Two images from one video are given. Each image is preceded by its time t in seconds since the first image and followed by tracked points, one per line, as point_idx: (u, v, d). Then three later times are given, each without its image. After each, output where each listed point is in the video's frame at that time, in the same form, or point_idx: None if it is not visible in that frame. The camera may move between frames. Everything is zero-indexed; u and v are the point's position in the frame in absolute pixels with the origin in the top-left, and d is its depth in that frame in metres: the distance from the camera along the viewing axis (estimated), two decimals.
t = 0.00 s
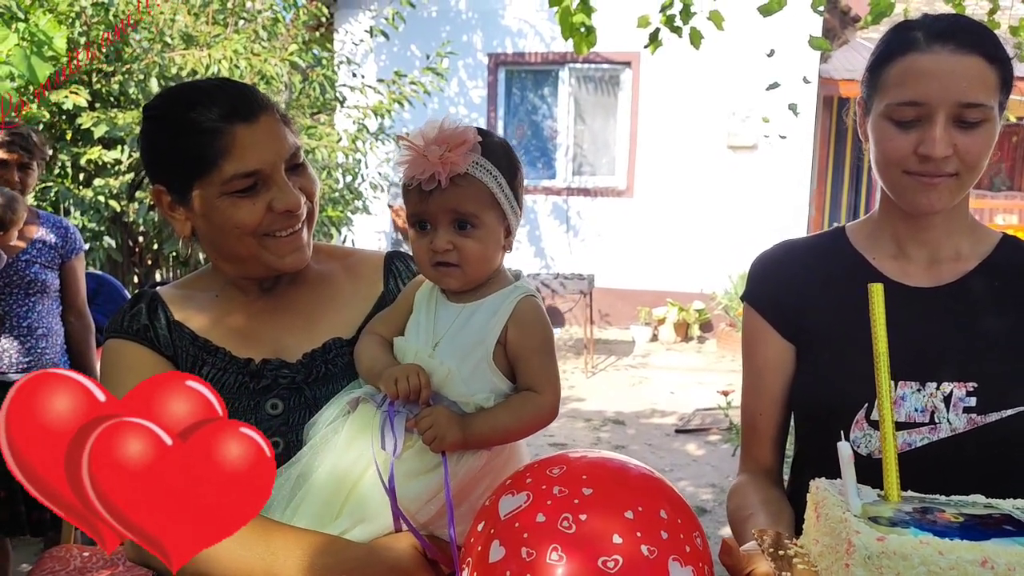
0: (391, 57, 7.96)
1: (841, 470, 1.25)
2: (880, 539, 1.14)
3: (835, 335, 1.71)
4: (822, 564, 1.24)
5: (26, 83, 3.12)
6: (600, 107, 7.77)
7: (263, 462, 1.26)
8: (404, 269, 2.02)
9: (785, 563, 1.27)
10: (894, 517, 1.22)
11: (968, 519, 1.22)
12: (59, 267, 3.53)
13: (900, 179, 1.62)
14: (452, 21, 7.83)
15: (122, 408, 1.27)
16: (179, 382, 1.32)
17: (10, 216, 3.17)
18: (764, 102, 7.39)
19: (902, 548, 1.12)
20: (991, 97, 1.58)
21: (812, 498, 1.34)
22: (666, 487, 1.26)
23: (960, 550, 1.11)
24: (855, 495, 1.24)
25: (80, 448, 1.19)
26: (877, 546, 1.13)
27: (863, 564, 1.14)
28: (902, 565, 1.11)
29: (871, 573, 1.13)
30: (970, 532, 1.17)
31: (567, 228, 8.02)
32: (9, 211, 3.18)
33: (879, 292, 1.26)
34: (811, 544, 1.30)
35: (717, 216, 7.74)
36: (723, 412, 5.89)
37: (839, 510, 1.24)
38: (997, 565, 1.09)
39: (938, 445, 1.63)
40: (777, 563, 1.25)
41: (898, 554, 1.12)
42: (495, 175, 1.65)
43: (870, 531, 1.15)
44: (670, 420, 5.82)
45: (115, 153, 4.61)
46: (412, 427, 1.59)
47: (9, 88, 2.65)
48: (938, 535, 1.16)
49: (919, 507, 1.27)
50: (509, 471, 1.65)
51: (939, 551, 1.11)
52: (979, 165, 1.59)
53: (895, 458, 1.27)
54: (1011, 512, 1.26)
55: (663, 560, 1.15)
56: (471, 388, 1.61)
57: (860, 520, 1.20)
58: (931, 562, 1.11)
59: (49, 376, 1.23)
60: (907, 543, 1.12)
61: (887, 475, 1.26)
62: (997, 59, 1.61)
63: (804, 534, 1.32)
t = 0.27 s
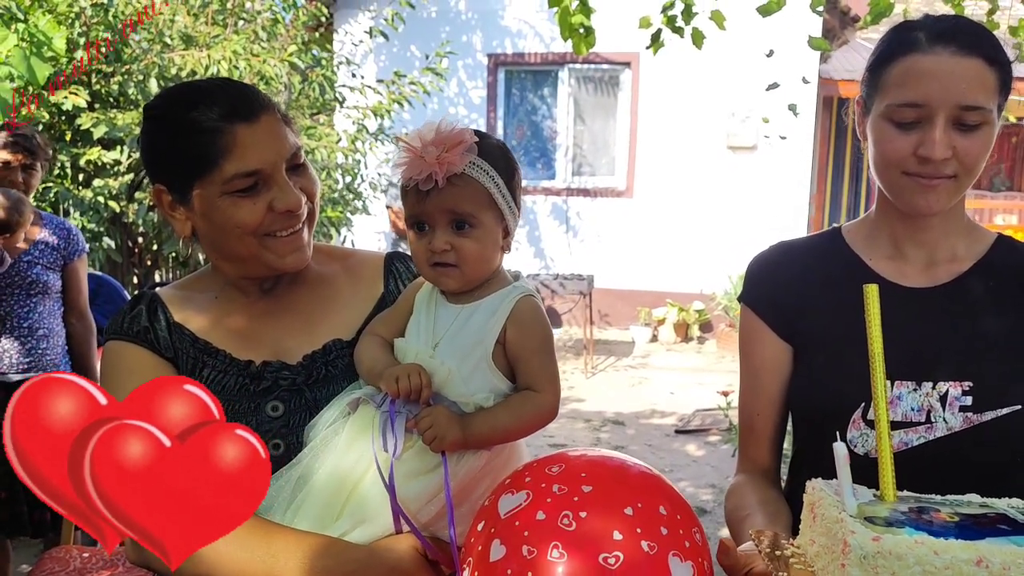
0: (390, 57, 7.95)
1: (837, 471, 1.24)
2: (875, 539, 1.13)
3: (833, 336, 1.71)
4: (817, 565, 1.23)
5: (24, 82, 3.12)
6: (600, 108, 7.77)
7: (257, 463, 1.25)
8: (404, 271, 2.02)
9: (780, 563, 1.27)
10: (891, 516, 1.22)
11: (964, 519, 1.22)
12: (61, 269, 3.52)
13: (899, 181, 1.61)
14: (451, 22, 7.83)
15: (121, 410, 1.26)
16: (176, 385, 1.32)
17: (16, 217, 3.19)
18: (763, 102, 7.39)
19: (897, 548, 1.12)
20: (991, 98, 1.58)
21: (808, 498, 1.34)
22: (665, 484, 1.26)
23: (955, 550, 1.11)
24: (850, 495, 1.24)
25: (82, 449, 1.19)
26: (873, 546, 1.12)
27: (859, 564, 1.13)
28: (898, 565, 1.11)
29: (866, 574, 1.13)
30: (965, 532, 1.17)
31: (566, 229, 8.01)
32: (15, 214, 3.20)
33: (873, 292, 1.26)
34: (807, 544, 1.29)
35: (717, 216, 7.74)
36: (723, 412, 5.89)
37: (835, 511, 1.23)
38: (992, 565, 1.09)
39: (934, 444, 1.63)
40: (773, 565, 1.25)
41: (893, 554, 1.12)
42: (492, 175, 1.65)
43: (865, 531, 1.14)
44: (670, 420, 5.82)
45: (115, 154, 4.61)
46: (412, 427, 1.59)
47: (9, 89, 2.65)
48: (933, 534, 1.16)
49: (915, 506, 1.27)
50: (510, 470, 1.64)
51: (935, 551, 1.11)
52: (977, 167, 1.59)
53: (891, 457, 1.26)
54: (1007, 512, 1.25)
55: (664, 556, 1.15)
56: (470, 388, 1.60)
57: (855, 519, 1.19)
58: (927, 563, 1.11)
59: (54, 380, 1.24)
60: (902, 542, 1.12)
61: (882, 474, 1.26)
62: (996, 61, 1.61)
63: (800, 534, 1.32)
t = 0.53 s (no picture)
0: (389, 58, 7.95)
1: (831, 473, 1.24)
2: (869, 543, 1.13)
3: (831, 336, 1.71)
4: (813, 568, 1.23)
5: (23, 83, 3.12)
6: (599, 108, 7.77)
7: (266, 461, 1.25)
8: (404, 271, 2.02)
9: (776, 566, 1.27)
10: (885, 520, 1.22)
11: (957, 521, 1.22)
12: (63, 269, 3.52)
13: (902, 182, 1.62)
14: (450, 22, 7.83)
15: (122, 407, 1.27)
16: (180, 378, 1.32)
17: (17, 219, 3.16)
18: (762, 103, 7.39)
19: (891, 553, 1.12)
20: (998, 105, 1.58)
21: (803, 501, 1.34)
22: (665, 488, 1.26)
23: (948, 554, 1.10)
24: (845, 498, 1.24)
25: (81, 446, 1.19)
26: (867, 551, 1.13)
27: (853, 568, 1.13)
28: (891, 569, 1.11)
29: None
30: (958, 534, 1.17)
31: (566, 229, 8.01)
32: (15, 214, 3.15)
33: (867, 294, 1.25)
34: (803, 547, 1.29)
35: (716, 216, 7.74)
36: (722, 412, 5.90)
37: (829, 514, 1.23)
38: (986, 569, 1.09)
39: (931, 444, 1.62)
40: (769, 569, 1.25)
41: (887, 559, 1.12)
42: (490, 176, 1.65)
43: (859, 536, 1.15)
44: (670, 420, 5.82)
45: (114, 155, 4.60)
46: (410, 429, 1.59)
47: (8, 90, 2.65)
48: (927, 538, 1.16)
49: (909, 509, 1.27)
50: (510, 472, 1.64)
51: (929, 556, 1.10)
52: (980, 173, 1.60)
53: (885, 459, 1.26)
54: (1001, 514, 1.25)
55: (664, 560, 1.15)
56: (470, 390, 1.60)
57: (850, 524, 1.19)
58: (920, 567, 1.10)
59: (48, 372, 1.24)
60: (897, 547, 1.12)
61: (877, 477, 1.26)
62: (1005, 67, 1.60)
63: (795, 537, 1.32)
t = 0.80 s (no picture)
0: (389, 58, 7.95)
1: (831, 481, 1.22)
2: (872, 554, 1.10)
3: (831, 338, 1.71)
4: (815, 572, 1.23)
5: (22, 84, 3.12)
6: (599, 108, 7.77)
7: (269, 462, 1.24)
8: (405, 272, 2.02)
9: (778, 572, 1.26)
10: (886, 528, 1.19)
11: (959, 526, 1.20)
12: (66, 269, 3.52)
13: (912, 181, 1.61)
14: (450, 22, 7.83)
15: (122, 407, 1.27)
16: (179, 379, 1.33)
17: (14, 220, 3.15)
18: (761, 103, 7.40)
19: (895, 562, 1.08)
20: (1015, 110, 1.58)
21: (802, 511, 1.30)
22: (665, 491, 1.26)
23: (954, 562, 1.08)
24: (845, 507, 1.21)
25: (79, 445, 1.19)
26: (871, 562, 1.09)
27: None
28: None
29: None
30: (960, 540, 1.15)
31: (565, 229, 8.01)
32: (13, 215, 3.14)
33: (861, 297, 1.24)
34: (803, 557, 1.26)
35: (716, 216, 7.74)
36: (722, 412, 5.90)
37: (830, 525, 1.20)
38: None
39: (931, 444, 1.63)
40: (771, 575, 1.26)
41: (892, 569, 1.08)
42: (490, 177, 1.65)
43: (862, 546, 1.11)
44: (669, 420, 5.83)
45: (114, 155, 4.60)
46: (410, 430, 1.59)
47: (8, 90, 2.66)
48: (929, 545, 1.13)
49: (910, 516, 1.25)
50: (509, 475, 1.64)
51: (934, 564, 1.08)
52: (991, 177, 1.60)
53: (882, 464, 1.25)
54: (1003, 518, 1.24)
55: (663, 564, 1.15)
56: (469, 391, 1.61)
57: (851, 534, 1.16)
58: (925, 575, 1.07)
59: (48, 371, 1.25)
60: (901, 556, 1.08)
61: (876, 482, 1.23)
62: None
63: (796, 548, 1.28)
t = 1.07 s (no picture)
0: (389, 58, 7.95)
1: (839, 476, 1.22)
2: (881, 544, 1.12)
3: (833, 339, 1.71)
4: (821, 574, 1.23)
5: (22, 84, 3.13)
6: (599, 108, 7.77)
7: (263, 462, 1.26)
8: (406, 273, 2.02)
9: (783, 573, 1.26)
10: (896, 522, 1.21)
11: (973, 524, 1.21)
12: (69, 270, 3.52)
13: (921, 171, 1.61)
14: (449, 22, 7.83)
15: (121, 408, 1.26)
16: (178, 381, 1.32)
17: (18, 220, 3.15)
18: (761, 103, 7.40)
19: (905, 553, 1.10)
20: None
21: (810, 506, 1.33)
22: (664, 493, 1.26)
23: (966, 554, 1.09)
24: (854, 500, 1.22)
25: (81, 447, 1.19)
26: (879, 551, 1.11)
27: (866, 570, 1.12)
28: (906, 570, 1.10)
29: None
30: (976, 535, 1.17)
31: (565, 229, 8.01)
32: (15, 215, 3.14)
33: (872, 291, 1.22)
34: (810, 556, 1.29)
35: (716, 216, 7.74)
36: (722, 412, 5.90)
37: (838, 517, 1.22)
38: (1006, 569, 1.08)
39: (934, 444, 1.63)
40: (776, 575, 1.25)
41: (901, 560, 1.10)
42: (490, 179, 1.65)
43: (871, 536, 1.14)
44: (670, 420, 5.83)
45: (113, 155, 4.60)
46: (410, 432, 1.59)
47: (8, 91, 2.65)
48: (940, 539, 1.15)
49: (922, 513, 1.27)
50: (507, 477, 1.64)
51: (945, 556, 1.09)
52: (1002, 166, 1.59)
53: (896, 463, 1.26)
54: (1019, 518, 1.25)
55: (661, 566, 1.15)
56: (468, 393, 1.60)
57: (859, 526, 1.18)
58: (935, 567, 1.09)
59: (51, 376, 1.24)
60: (910, 547, 1.11)
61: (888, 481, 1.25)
62: None
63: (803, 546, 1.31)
